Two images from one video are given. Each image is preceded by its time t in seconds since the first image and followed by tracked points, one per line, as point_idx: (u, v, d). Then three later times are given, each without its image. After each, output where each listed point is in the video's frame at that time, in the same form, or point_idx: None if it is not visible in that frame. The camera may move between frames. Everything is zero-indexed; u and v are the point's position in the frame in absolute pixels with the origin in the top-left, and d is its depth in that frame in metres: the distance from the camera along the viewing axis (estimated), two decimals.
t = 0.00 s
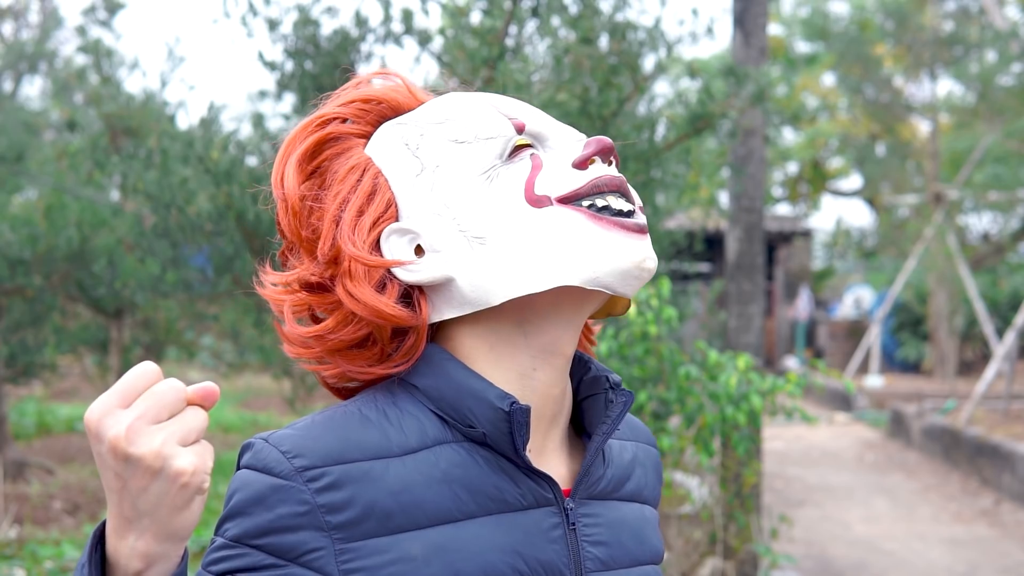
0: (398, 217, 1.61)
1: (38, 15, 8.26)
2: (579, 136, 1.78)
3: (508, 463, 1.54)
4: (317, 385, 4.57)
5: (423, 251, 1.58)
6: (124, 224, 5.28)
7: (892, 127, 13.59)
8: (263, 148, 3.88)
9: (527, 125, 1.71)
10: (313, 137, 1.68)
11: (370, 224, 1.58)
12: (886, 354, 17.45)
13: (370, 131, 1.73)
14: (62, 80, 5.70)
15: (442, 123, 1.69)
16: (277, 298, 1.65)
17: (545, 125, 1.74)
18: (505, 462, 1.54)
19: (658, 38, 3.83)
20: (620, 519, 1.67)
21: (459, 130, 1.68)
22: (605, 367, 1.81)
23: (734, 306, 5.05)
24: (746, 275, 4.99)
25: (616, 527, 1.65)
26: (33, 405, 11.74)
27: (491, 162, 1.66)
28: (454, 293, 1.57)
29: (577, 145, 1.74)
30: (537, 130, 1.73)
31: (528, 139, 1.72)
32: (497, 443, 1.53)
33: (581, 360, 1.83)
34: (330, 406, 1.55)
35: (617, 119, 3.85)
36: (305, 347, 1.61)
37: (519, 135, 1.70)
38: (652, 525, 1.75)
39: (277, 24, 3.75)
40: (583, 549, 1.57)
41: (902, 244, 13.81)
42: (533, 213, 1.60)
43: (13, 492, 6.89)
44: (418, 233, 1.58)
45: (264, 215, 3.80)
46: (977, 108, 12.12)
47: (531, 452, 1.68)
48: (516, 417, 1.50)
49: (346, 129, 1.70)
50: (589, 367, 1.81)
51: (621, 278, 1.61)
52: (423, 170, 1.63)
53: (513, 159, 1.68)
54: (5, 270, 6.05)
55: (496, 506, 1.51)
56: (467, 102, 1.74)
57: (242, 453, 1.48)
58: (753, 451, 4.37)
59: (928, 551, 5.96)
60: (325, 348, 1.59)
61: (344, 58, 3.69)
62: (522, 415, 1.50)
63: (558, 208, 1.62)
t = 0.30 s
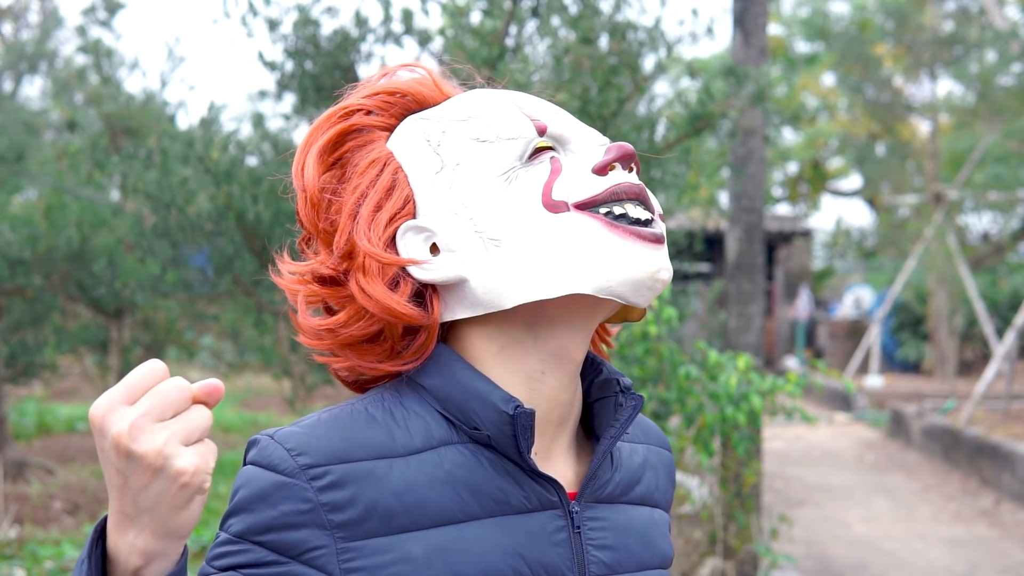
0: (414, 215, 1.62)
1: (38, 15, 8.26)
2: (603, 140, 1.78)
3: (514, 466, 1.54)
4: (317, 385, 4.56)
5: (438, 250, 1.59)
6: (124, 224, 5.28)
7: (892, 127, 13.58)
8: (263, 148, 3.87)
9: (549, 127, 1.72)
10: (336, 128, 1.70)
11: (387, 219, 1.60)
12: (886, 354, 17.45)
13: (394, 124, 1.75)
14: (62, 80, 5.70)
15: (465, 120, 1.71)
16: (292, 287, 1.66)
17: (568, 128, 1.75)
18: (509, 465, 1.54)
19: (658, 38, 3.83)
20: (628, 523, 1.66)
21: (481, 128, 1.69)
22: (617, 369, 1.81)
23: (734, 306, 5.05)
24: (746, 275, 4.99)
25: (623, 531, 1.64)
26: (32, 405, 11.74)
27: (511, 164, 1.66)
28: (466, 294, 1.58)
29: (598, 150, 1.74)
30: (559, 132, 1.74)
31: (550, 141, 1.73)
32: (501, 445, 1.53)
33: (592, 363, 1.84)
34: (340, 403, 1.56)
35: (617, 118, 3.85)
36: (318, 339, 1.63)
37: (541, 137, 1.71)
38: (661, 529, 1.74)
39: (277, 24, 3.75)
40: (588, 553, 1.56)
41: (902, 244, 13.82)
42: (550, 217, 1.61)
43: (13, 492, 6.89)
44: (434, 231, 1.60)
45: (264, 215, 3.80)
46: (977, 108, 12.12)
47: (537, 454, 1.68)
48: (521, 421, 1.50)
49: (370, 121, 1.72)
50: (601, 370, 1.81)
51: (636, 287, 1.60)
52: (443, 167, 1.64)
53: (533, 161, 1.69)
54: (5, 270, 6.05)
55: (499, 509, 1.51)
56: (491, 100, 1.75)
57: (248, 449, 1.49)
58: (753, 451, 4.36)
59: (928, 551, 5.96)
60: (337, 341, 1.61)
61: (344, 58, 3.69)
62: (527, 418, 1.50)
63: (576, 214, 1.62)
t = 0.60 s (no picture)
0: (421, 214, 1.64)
1: (38, 15, 8.26)
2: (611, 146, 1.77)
3: (512, 467, 1.54)
4: (317, 385, 4.56)
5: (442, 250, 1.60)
6: (124, 224, 5.28)
7: (892, 126, 13.57)
8: (263, 148, 3.87)
9: (557, 130, 1.71)
10: (349, 121, 1.71)
11: (392, 218, 1.61)
12: (886, 354, 17.45)
13: (407, 118, 1.76)
14: (62, 80, 5.70)
15: (477, 120, 1.71)
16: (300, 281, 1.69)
17: (578, 132, 1.74)
18: (506, 466, 1.54)
19: (658, 39, 3.83)
20: (629, 524, 1.66)
21: (491, 128, 1.70)
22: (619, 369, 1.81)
23: (734, 306, 5.05)
24: (746, 275, 4.99)
25: (625, 532, 1.64)
26: (32, 405, 11.73)
27: (517, 167, 1.67)
28: (468, 296, 1.59)
29: (606, 156, 1.73)
30: (568, 134, 1.73)
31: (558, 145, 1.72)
32: (498, 447, 1.53)
33: (595, 364, 1.83)
34: (341, 403, 1.57)
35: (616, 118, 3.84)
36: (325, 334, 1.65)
37: (549, 140, 1.71)
38: (663, 531, 1.74)
39: (277, 24, 3.75)
40: (588, 554, 1.56)
41: (902, 244, 13.82)
42: (552, 223, 1.61)
43: (13, 493, 6.89)
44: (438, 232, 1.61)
45: (264, 215, 3.80)
46: (977, 108, 12.10)
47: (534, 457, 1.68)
48: (516, 423, 1.50)
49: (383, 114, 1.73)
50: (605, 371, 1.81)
51: (636, 297, 1.60)
52: (451, 167, 1.65)
53: (541, 164, 1.69)
54: (5, 270, 6.05)
55: (497, 509, 1.51)
56: (506, 99, 1.75)
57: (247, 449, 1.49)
58: (753, 451, 4.36)
59: (928, 552, 5.96)
60: (342, 338, 1.63)
61: (344, 58, 3.69)
62: (523, 420, 1.50)
63: (578, 222, 1.61)
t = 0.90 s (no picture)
0: (427, 214, 1.67)
1: (38, 15, 8.26)
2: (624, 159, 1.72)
3: (508, 469, 1.54)
4: (317, 386, 4.55)
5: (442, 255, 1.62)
6: (124, 224, 5.28)
7: (892, 126, 13.56)
8: (263, 148, 3.87)
9: (565, 143, 1.68)
10: (367, 108, 1.74)
11: (397, 218, 1.64)
12: (886, 354, 17.45)
13: (426, 105, 1.78)
14: (62, 80, 5.70)
15: (492, 121, 1.71)
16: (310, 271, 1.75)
17: (588, 145, 1.70)
18: (501, 468, 1.54)
19: (658, 38, 3.83)
20: (628, 526, 1.66)
21: (502, 132, 1.69)
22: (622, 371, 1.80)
23: (734, 306, 5.06)
24: (746, 275, 4.99)
25: (622, 534, 1.64)
26: (33, 405, 11.73)
27: (521, 180, 1.66)
28: (463, 304, 1.62)
29: (615, 173, 1.69)
30: (577, 148, 1.69)
31: (567, 159, 1.70)
32: (493, 450, 1.53)
33: (598, 365, 1.83)
34: (340, 403, 1.58)
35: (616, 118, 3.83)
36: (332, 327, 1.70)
37: (556, 153, 1.68)
38: (664, 533, 1.73)
39: (277, 24, 3.74)
40: (583, 558, 1.56)
41: (902, 244, 13.83)
42: (548, 245, 1.61)
43: (13, 493, 6.89)
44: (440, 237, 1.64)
45: (264, 215, 3.80)
46: (977, 108, 12.09)
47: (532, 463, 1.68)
48: (508, 427, 1.50)
49: (403, 103, 1.76)
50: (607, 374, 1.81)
51: (626, 327, 1.59)
52: (459, 169, 1.66)
53: (545, 179, 1.67)
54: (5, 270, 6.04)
55: (491, 511, 1.51)
56: (520, 100, 1.74)
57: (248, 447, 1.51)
58: (753, 451, 4.35)
59: (928, 552, 5.95)
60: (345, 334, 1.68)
61: (344, 58, 3.69)
62: (515, 424, 1.50)
63: (574, 246, 1.61)
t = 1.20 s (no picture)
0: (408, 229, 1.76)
1: (38, 15, 8.26)
2: (594, 184, 1.71)
3: (502, 460, 1.59)
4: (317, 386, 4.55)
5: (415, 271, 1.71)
6: (124, 224, 5.28)
7: (892, 126, 13.56)
8: (263, 148, 3.86)
9: (532, 170, 1.69)
10: (370, 112, 1.81)
11: (380, 231, 1.75)
12: (886, 354, 17.46)
13: (431, 108, 1.83)
14: (62, 80, 5.70)
15: (479, 138, 1.74)
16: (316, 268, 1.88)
17: (557, 172, 1.69)
18: (494, 458, 1.59)
19: (658, 39, 3.83)
20: (627, 519, 1.69)
21: (483, 151, 1.72)
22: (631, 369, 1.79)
23: (735, 306, 5.06)
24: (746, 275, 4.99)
25: (620, 525, 1.67)
26: (33, 405, 11.72)
27: (485, 208, 1.69)
28: (433, 320, 1.70)
29: (576, 207, 1.68)
30: (544, 175, 1.69)
31: (534, 186, 1.70)
32: (486, 440, 1.58)
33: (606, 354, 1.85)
34: (349, 381, 1.66)
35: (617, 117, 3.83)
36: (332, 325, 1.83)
37: (523, 180, 1.69)
38: (667, 525, 1.76)
39: (277, 25, 3.74)
40: (575, 550, 1.61)
41: (902, 244, 13.83)
42: (502, 279, 1.65)
43: (13, 493, 6.88)
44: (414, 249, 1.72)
45: (264, 215, 3.81)
46: (977, 108, 12.08)
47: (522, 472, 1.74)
48: (499, 417, 1.55)
49: (405, 106, 1.82)
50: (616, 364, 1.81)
51: (565, 367, 1.61)
52: (440, 185, 1.72)
53: (510, 207, 1.69)
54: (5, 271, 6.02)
55: (485, 499, 1.57)
56: (505, 113, 1.76)
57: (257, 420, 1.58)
58: (753, 451, 4.35)
59: (928, 551, 5.95)
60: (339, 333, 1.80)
61: (344, 58, 3.69)
62: (506, 415, 1.55)
63: (525, 283, 1.64)
